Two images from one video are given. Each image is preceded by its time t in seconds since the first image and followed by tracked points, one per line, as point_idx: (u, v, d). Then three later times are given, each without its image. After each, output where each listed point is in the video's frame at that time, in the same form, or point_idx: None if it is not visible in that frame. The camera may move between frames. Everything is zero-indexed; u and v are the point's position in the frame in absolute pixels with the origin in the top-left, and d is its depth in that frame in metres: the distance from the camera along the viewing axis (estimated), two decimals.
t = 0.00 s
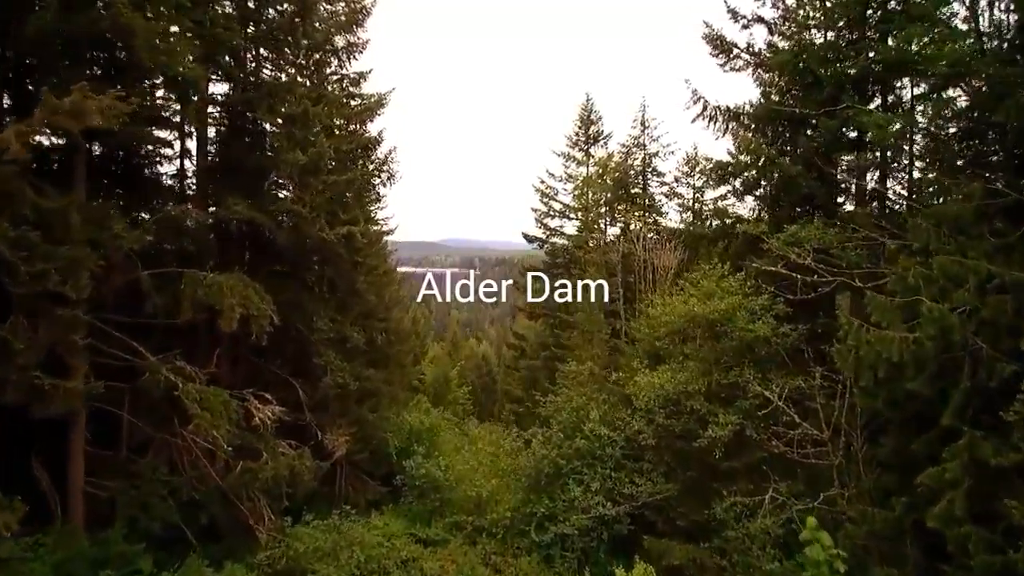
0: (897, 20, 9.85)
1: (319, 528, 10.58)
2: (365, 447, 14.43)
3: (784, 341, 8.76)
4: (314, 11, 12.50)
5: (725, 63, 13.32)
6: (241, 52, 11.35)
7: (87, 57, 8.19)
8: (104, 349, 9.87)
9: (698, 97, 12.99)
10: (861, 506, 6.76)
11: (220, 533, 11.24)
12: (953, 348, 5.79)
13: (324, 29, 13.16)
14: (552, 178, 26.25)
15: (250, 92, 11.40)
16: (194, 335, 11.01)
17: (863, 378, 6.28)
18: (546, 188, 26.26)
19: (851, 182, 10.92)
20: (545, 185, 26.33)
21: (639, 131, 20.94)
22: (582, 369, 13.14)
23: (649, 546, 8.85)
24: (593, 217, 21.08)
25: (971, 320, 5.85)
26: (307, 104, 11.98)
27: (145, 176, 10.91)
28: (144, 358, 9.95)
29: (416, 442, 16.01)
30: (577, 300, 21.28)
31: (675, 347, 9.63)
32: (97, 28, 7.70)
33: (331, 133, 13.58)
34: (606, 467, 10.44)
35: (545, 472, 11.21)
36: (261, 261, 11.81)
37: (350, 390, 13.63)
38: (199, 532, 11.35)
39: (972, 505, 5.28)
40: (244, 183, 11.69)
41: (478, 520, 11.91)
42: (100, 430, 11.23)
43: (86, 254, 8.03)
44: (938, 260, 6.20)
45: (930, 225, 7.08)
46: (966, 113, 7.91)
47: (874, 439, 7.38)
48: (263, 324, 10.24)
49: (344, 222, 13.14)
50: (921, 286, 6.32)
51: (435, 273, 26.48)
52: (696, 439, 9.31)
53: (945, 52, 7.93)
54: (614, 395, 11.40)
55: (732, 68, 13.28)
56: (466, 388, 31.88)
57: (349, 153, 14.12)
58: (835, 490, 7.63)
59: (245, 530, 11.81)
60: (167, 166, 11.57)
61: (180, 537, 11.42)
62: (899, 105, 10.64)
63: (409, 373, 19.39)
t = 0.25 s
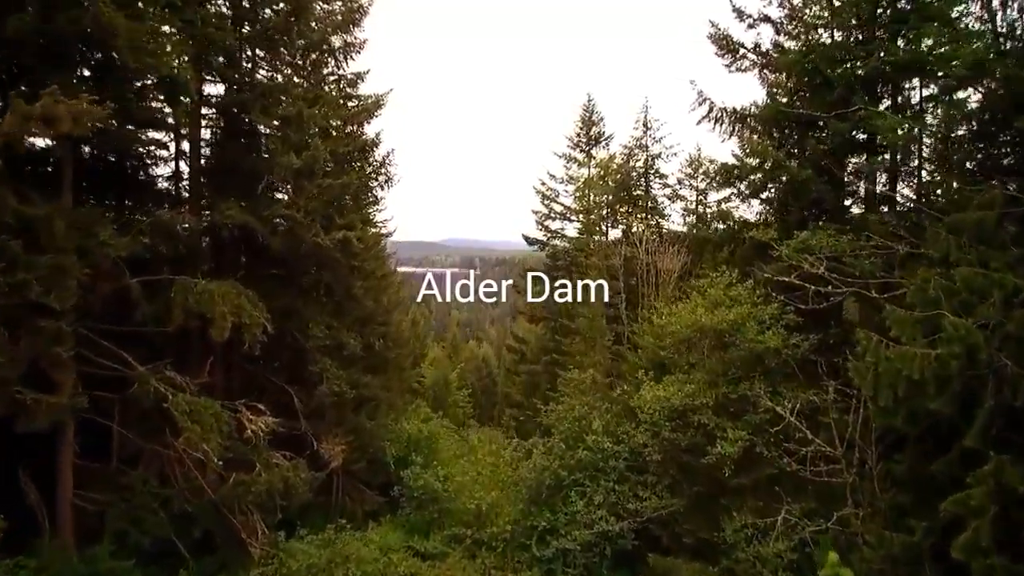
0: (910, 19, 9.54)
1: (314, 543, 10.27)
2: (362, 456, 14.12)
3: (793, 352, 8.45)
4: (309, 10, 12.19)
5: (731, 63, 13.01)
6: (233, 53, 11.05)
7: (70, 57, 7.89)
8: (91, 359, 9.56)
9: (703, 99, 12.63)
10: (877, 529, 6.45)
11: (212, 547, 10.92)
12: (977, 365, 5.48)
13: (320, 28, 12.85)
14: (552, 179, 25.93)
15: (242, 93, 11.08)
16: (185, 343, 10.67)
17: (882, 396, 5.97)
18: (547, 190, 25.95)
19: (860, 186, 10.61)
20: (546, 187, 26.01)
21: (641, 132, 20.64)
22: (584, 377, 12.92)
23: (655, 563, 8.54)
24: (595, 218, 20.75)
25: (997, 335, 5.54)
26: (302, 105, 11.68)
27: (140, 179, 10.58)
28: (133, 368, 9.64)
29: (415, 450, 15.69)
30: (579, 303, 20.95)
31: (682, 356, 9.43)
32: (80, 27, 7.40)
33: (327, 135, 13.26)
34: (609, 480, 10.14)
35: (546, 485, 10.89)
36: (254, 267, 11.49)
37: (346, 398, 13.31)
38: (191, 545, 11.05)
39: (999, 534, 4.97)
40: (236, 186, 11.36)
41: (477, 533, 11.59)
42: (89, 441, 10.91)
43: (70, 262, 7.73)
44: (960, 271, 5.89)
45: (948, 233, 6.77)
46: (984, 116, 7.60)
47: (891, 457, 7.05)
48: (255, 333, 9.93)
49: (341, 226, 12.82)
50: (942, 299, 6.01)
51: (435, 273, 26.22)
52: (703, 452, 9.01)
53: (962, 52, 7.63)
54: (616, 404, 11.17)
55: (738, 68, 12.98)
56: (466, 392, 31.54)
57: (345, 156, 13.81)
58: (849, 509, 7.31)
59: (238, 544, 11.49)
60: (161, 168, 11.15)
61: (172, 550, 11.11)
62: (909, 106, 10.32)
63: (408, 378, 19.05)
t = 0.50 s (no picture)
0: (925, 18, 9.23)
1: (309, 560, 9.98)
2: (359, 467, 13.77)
3: (803, 363, 8.17)
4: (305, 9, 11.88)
5: (738, 63, 12.73)
6: (226, 52, 10.73)
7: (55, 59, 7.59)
8: (78, 369, 9.26)
9: (709, 100, 12.41)
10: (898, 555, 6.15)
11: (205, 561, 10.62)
12: (1007, 386, 5.18)
13: (316, 26, 12.53)
14: (553, 181, 25.61)
15: (235, 94, 10.77)
16: (175, 353, 10.36)
17: (903, 416, 5.66)
18: (548, 192, 25.64)
19: (869, 190, 10.35)
20: (546, 188, 25.69)
21: (644, 133, 20.30)
22: (584, 383, 12.69)
23: None
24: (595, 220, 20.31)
25: None
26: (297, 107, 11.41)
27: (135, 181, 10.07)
28: (122, 379, 9.32)
29: (414, 458, 15.38)
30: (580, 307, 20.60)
31: (686, 368, 9.18)
32: (63, 25, 7.08)
33: (323, 136, 12.98)
34: (613, 493, 9.87)
35: (548, 497, 10.57)
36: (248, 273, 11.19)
37: (344, 408, 13.01)
38: (182, 558, 10.77)
39: None
40: (229, 190, 11.02)
41: (477, 546, 11.30)
42: (79, 452, 10.60)
43: (54, 271, 7.44)
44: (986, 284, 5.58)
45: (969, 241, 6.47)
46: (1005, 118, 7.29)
47: (907, 476, 6.76)
48: (248, 342, 9.65)
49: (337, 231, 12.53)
50: (965, 314, 5.72)
51: (435, 273, 26.01)
52: (710, 467, 8.71)
53: (982, 52, 7.31)
54: (618, 414, 10.93)
55: (744, 69, 12.69)
56: (466, 395, 31.22)
57: (342, 158, 13.49)
58: (863, 529, 7.01)
59: (231, 557, 11.18)
60: (156, 172, 10.69)
61: (163, 564, 10.82)
62: (918, 109, 10.02)
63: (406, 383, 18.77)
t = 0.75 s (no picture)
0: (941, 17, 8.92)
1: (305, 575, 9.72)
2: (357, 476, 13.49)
3: (816, 375, 7.93)
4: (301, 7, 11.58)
5: (745, 63, 12.44)
6: (220, 52, 10.44)
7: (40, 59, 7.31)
8: (66, 379, 8.97)
9: (716, 101, 12.17)
10: None
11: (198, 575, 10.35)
12: None
13: (313, 25, 12.23)
14: (554, 182, 25.31)
15: (229, 96, 10.48)
16: (167, 362, 10.07)
17: (927, 437, 5.37)
18: (549, 194, 25.34)
19: (877, 193, 10.07)
20: (547, 190, 25.30)
21: (646, 134, 19.95)
22: (584, 390, 12.48)
23: None
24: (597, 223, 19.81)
25: None
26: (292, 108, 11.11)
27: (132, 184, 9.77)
28: (111, 389, 9.04)
29: (413, 466, 15.10)
30: (581, 310, 20.32)
31: (696, 379, 9.20)
32: (47, 24, 6.79)
33: (320, 138, 12.68)
34: (618, 507, 9.59)
35: (550, 509, 10.27)
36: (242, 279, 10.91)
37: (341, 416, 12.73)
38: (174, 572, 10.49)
39: None
40: (222, 194, 10.69)
41: (477, 559, 11.01)
42: (69, 464, 10.31)
43: (38, 279, 7.15)
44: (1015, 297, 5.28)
45: (992, 250, 6.18)
46: None
47: (926, 495, 6.47)
48: (242, 351, 9.36)
49: (334, 235, 12.22)
50: (991, 328, 5.43)
51: (435, 272, 25.75)
52: (719, 482, 8.43)
53: (1005, 52, 7.02)
54: (622, 423, 10.77)
55: (751, 69, 12.41)
56: (466, 398, 30.91)
57: (340, 161, 13.21)
58: (881, 550, 6.73)
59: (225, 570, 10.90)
60: (152, 172, 10.51)
61: None
62: (925, 110, 9.78)
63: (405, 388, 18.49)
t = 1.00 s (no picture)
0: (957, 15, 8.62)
1: None
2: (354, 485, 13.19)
3: (829, 388, 7.72)
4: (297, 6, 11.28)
5: (752, 63, 12.18)
6: (212, 52, 10.14)
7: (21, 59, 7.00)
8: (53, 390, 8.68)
9: (722, 103, 11.96)
10: None
11: None
12: None
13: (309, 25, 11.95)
14: (555, 184, 24.99)
15: (222, 98, 10.19)
16: (158, 371, 9.79)
17: (953, 459, 5.07)
18: (551, 195, 25.02)
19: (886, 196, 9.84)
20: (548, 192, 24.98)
21: (649, 135, 19.59)
22: (586, 397, 12.17)
23: None
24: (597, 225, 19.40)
25: None
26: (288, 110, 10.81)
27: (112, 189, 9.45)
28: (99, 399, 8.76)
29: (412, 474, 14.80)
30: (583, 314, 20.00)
31: (704, 390, 8.87)
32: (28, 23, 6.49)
33: (316, 140, 12.39)
34: (622, 521, 9.31)
35: (553, 522, 9.98)
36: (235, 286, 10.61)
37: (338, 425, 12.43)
38: None
39: None
40: (215, 197, 10.40)
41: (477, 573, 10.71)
42: (59, 477, 10.03)
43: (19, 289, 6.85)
44: None
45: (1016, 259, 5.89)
46: None
47: (946, 516, 6.22)
48: (234, 361, 9.06)
49: (331, 239, 11.93)
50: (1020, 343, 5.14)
51: (435, 272, 25.41)
52: (728, 498, 8.15)
53: None
54: (625, 432, 10.49)
55: (758, 69, 12.15)
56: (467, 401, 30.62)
57: (337, 163, 12.92)
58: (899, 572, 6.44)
59: None
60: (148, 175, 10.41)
61: None
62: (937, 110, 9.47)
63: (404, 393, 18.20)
